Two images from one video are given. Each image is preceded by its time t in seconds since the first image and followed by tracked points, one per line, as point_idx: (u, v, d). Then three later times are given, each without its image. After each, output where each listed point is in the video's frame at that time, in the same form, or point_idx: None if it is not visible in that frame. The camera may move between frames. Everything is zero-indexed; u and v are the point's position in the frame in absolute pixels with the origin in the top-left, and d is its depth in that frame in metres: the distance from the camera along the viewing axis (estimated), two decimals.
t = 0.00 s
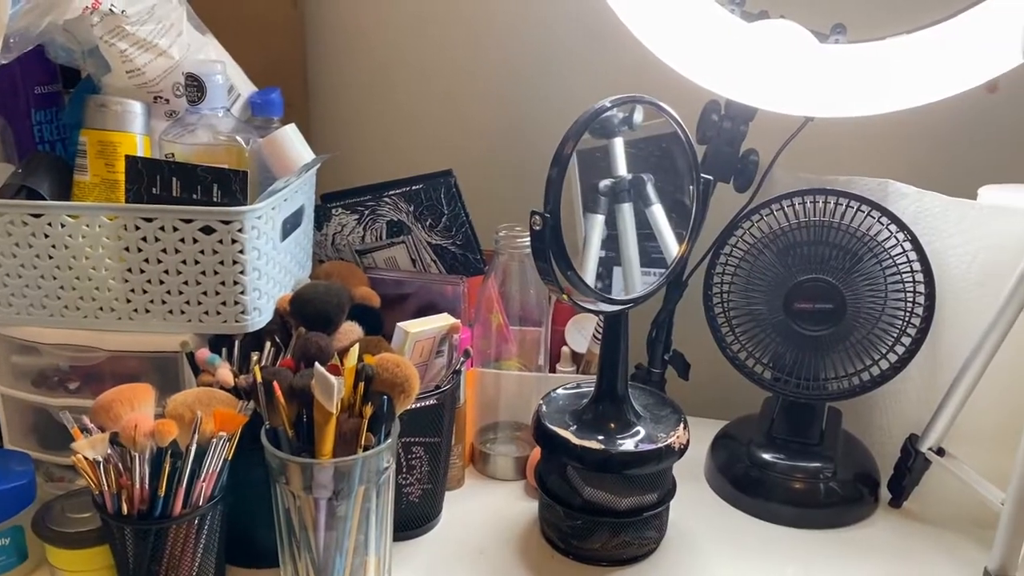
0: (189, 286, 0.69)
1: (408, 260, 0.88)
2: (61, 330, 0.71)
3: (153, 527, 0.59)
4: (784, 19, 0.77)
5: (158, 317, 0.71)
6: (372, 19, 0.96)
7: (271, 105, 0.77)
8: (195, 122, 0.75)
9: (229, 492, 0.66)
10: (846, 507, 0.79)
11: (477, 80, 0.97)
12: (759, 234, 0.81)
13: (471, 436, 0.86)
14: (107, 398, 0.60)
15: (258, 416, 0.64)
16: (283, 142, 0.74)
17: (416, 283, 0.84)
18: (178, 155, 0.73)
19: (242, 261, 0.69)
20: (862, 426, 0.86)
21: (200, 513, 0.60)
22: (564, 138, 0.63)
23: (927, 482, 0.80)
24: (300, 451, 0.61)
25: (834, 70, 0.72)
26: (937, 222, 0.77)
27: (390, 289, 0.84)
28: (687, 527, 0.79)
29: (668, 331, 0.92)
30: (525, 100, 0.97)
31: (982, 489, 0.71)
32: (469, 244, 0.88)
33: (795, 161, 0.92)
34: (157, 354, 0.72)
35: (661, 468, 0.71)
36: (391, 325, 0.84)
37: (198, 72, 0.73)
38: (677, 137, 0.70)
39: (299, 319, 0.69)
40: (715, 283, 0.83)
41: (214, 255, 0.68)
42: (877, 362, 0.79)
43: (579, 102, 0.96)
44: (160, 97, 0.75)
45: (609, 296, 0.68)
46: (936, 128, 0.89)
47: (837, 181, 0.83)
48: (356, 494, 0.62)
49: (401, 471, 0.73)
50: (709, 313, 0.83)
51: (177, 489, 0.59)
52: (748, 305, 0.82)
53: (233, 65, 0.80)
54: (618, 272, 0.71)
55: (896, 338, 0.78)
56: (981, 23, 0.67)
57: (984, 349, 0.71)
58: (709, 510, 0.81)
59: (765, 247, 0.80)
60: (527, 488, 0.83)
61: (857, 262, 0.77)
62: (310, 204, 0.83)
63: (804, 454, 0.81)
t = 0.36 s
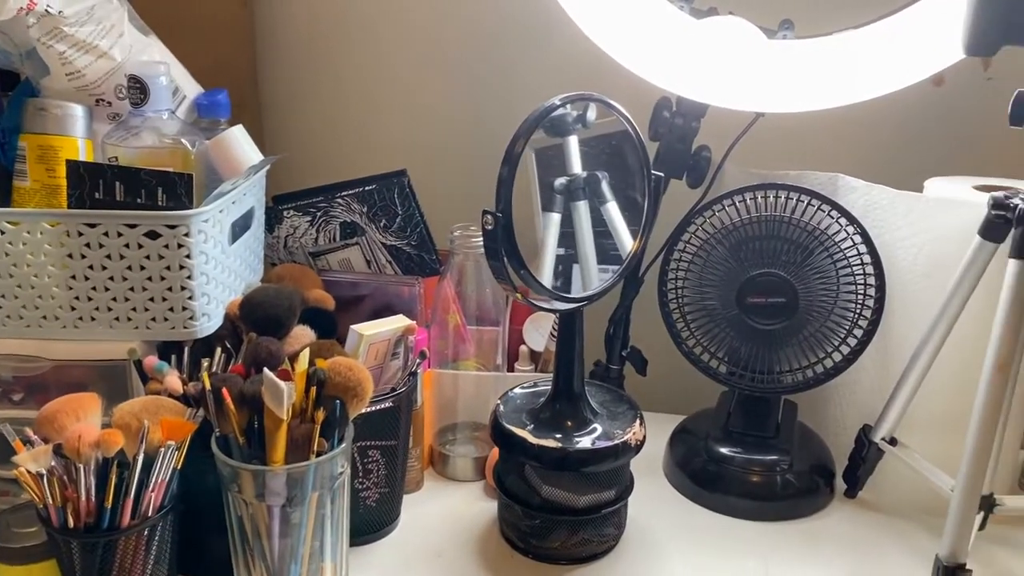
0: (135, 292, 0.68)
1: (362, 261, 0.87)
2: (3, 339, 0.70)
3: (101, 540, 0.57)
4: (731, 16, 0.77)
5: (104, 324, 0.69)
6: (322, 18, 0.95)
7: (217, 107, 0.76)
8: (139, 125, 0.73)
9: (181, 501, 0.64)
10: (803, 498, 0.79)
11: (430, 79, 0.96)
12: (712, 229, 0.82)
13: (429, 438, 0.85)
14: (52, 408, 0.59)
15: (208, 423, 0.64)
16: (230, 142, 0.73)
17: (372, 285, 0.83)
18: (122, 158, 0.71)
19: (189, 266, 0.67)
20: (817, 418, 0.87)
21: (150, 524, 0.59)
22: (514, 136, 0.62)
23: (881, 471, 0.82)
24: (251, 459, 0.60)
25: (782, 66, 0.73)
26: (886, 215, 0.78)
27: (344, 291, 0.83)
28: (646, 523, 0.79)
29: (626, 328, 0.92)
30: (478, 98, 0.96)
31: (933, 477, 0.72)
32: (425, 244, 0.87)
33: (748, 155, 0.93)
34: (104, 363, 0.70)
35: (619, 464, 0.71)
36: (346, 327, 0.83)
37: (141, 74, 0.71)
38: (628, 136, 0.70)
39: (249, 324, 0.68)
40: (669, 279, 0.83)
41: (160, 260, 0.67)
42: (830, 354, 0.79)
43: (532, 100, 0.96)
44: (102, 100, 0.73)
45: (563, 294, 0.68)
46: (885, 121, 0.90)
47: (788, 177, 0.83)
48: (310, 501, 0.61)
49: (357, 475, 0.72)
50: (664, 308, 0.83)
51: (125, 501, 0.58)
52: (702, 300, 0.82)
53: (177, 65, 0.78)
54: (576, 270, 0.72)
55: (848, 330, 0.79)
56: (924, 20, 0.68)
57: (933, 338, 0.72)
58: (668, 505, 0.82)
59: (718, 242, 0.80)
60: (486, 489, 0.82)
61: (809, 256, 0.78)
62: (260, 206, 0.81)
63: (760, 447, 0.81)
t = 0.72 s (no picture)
0: (54, 302, 0.65)
1: (295, 264, 0.85)
2: None
3: (21, 562, 0.54)
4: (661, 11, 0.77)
5: (22, 337, 0.66)
6: (249, 16, 0.93)
7: (138, 109, 0.74)
8: (55, 128, 0.70)
9: (107, 518, 0.62)
10: (743, 490, 0.80)
11: (362, 77, 0.95)
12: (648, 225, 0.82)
13: (368, 443, 0.83)
14: None
15: (133, 436, 0.62)
16: (151, 145, 0.70)
17: (305, 288, 0.81)
18: (37, 163, 0.69)
19: (111, 274, 0.65)
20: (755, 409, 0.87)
21: (73, 542, 0.57)
22: (444, 134, 0.61)
23: (819, 461, 0.82)
24: (179, 472, 0.58)
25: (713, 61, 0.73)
26: (819, 206, 0.78)
27: (277, 295, 0.81)
28: (589, 521, 0.78)
29: (567, 325, 0.92)
30: (411, 97, 0.95)
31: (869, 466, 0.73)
32: (359, 246, 0.86)
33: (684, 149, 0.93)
34: (23, 377, 0.67)
35: (559, 463, 0.70)
36: (280, 332, 0.81)
37: (56, 75, 0.69)
38: (562, 133, 0.70)
39: (175, 332, 0.65)
40: (607, 276, 0.83)
41: (80, 268, 0.64)
42: (767, 346, 0.80)
43: (467, 98, 0.95)
44: (14, 103, 0.71)
45: (499, 293, 0.67)
46: (816, 114, 0.92)
47: (721, 171, 0.84)
48: (242, 513, 0.59)
49: (293, 484, 0.70)
50: (603, 305, 0.83)
51: (45, 520, 0.55)
52: (641, 295, 0.82)
53: (95, 66, 0.76)
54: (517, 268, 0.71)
55: (783, 322, 0.79)
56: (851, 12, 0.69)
57: (864, 328, 0.73)
58: (611, 502, 0.81)
59: (654, 237, 0.81)
60: (428, 492, 0.81)
61: (744, 249, 0.79)
62: (186, 210, 0.79)
63: (701, 440, 0.82)
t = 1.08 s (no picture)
0: None
1: (200, 271, 0.82)
2: None
3: None
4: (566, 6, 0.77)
5: None
6: (144, 15, 0.90)
7: (24, 112, 0.70)
8: None
9: None
10: (662, 482, 0.80)
11: (266, 76, 0.92)
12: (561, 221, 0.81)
13: (283, 452, 0.81)
14: None
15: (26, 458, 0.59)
16: (38, 150, 0.66)
17: (211, 295, 0.78)
18: None
19: None
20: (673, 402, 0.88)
21: None
22: (346, 134, 0.60)
23: (735, 450, 0.84)
24: (75, 493, 0.56)
25: (618, 56, 0.73)
26: (725, 199, 0.79)
27: (181, 304, 0.78)
28: (511, 521, 0.78)
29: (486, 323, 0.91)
30: (317, 96, 0.93)
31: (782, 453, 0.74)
32: (267, 250, 0.84)
33: (597, 144, 0.93)
34: None
35: (478, 464, 0.69)
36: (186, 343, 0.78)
37: None
38: (471, 132, 0.69)
39: (70, 346, 0.62)
40: (522, 274, 0.82)
41: None
42: (682, 337, 0.81)
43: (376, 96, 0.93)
44: None
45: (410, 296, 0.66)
46: (724, 108, 0.93)
47: (630, 166, 0.84)
48: (145, 532, 0.57)
49: (201, 499, 0.68)
50: (519, 304, 0.82)
51: None
52: (557, 293, 0.82)
53: None
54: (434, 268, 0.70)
55: (696, 314, 0.80)
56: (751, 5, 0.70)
57: (773, 318, 0.74)
58: (532, 501, 0.81)
59: (568, 234, 0.80)
60: (346, 500, 0.80)
61: (655, 244, 0.79)
62: (81, 218, 0.76)
63: (620, 434, 0.82)
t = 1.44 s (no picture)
0: None
1: (82, 285, 0.78)
2: None
3: None
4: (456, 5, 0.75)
5: None
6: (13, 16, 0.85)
7: None
8: None
9: None
10: (569, 481, 0.80)
11: (148, 78, 0.88)
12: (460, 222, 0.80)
13: (177, 472, 0.78)
14: None
15: None
16: None
17: (94, 310, 0.74)
18: None
19: None
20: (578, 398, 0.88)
21: None
22: (222, 138, 0.59)
23: (640, 445, 0.84)
24: None
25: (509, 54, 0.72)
26: (622, 197, 0.79)
27: (63, 320, 0.74)
28: (417, 529, 0.76)
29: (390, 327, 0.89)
30: (205, 97, 0.90)
31: (684, 447, 0.75)
32: (151, 260, 0.81)
33: (496, 143, 0.93)
34: None
35: (378, 474, 0.68)
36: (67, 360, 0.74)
37: None
38: (360, 135, 0.67)
39: None
40: (423, 278, 0.80)
41: None
42: (586, 335, 0.81)
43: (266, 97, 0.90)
44: None
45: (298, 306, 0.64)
46: (620, 105, 0.93)
47: (527, 165, 0.84)
48: (17, 565, 0.53)
49: (85, 525, 0.64)
50: (421, 308, 0.80)
51: None
52: (459, 295, 0.80)
53: None
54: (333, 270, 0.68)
55: (598, 312, 0.80)
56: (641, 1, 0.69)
57: (670, 314, 0.74)
58: (437, 507, 0.79)
59: (468, 235, 0.79)
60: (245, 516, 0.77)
61: (556, 243, 0.79)
62: None
63: (526, 434, 0.81)
